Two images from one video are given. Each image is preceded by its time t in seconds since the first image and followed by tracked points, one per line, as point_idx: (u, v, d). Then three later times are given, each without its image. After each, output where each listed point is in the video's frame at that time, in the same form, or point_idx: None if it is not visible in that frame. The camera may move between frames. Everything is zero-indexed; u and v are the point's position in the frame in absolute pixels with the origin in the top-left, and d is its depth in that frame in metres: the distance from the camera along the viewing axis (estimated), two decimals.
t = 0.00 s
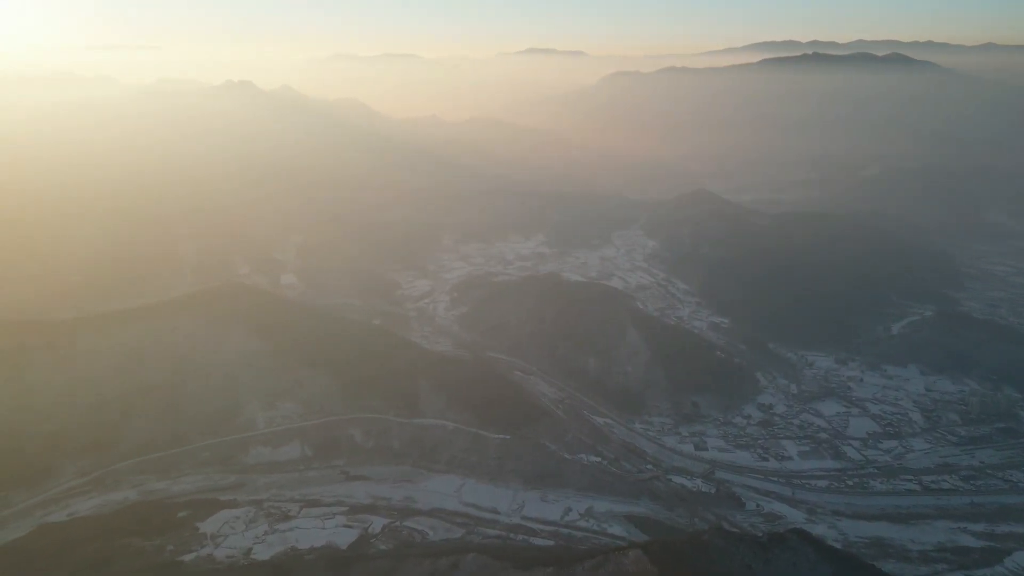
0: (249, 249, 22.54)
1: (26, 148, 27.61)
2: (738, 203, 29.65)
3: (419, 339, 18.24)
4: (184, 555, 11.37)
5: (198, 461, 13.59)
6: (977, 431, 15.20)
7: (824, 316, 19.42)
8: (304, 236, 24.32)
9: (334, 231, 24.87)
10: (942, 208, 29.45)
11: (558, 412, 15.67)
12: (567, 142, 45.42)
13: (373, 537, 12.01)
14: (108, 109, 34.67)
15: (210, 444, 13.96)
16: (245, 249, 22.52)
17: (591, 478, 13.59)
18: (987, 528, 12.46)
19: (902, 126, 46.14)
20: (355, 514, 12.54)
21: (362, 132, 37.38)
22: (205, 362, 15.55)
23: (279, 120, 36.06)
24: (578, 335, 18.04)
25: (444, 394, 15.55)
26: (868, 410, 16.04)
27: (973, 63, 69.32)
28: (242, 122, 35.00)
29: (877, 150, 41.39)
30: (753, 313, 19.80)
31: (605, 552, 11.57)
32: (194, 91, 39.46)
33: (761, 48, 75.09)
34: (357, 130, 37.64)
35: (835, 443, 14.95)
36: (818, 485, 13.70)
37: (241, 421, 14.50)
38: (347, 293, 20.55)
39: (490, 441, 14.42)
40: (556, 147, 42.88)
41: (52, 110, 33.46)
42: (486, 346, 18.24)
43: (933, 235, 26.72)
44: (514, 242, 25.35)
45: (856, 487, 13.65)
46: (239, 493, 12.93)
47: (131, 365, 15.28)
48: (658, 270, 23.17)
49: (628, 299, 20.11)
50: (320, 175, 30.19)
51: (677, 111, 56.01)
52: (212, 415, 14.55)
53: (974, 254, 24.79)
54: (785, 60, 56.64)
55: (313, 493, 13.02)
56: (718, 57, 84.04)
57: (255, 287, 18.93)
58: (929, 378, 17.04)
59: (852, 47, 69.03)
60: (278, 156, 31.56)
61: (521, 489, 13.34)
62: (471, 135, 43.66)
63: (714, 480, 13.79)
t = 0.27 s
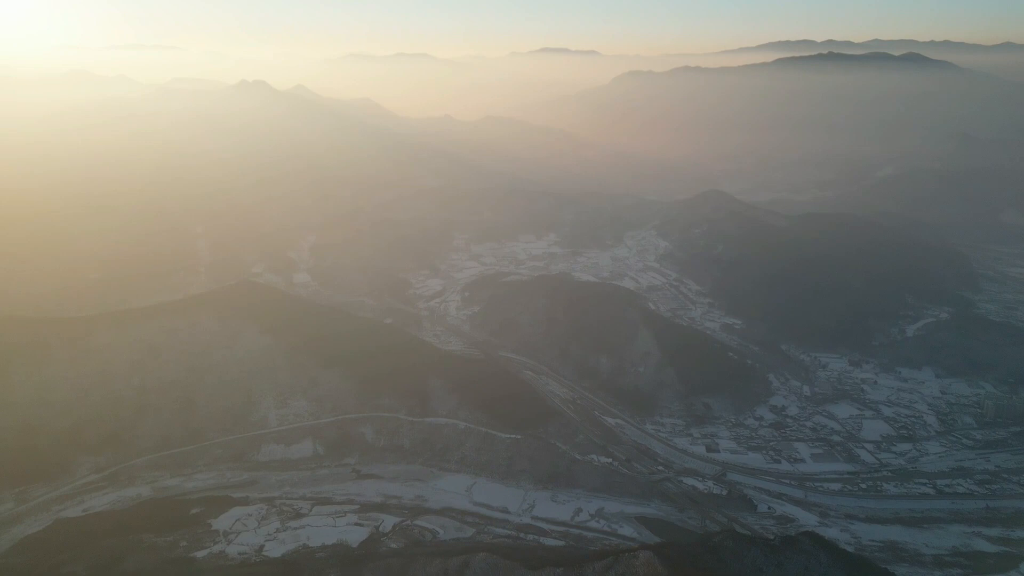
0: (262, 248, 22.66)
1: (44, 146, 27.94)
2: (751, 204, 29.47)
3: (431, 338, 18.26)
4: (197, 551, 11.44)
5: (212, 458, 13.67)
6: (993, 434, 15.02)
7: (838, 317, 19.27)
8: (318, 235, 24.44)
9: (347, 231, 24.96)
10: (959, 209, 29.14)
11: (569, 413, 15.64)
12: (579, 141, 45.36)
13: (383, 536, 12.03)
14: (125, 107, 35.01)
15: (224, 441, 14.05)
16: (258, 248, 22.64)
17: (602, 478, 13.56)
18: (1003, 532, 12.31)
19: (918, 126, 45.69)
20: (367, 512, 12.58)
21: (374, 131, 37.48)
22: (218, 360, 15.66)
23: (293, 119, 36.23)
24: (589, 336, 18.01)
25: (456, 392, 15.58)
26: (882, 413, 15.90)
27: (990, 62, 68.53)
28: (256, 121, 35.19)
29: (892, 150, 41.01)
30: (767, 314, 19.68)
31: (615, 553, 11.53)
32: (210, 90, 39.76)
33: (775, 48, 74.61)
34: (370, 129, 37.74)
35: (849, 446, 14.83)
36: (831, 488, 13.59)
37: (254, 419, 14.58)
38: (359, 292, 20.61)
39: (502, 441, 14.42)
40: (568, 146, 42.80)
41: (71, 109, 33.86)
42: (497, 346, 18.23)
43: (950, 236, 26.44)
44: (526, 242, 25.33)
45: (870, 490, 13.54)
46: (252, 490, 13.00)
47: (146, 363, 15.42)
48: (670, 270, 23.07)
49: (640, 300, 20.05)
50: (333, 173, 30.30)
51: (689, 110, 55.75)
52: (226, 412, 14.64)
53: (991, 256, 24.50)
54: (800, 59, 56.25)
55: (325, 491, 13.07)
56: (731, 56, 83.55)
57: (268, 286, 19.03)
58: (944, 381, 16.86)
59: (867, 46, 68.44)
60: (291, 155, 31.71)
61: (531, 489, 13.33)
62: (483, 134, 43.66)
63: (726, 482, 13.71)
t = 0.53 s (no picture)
0: (275, 247, 22.77)
1: (62, 145, 28.25)
2: (764, 204, 29.29)
3: (442, 338, 18.28)
4: (210, 548, 11.52)
5: (225, 455, 13.75)
6: (1010, 438, 14.84)
7: (852, 319, 19.11)
8: (330, 234, 24.55)
9: (359, 230, 25.04)
10: (975, 210, 28.83)
11: (580, 413, 15.61)
12: (591, 141, 45.27)
13: (394, 535, 12.05)
14: (141, 107, 35.32)
15: (237, 438, 14.13)
16: (271, 247, 22.76)
17: (613, 479, 13.52)
18: (1019, 537, 12.16)
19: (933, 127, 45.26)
20: (378, 511, 12.60)
21: (386, 131, 37.55)
22: (232, 359, 15.76)
23: (305, 119, 36.39)
24: (601, 336, 17.97)
25: (467, 392, 15.59)
26: (896, 416, 15.76)
27: (1007, 61, 67.75)
28: (270, 120, 35.38)
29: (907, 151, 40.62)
30: (780, 315, 19.55)
31: (626, 554, 11.49)
32: (225, 89, 40.03)
33: (787, 48, 74.17)
34: (382, 128, 37.83)
35: (862, 449, 14.71)
36: (844, 491, 13.49)
37: (267, 417, 14.65)
38: (371, 291, 20.67)
39: (512, 441, 14.41)
40: (580, 146, 42.72)
41: (86, 109, 34.16)
42: (509, 346, 18.22)
43: (966, 237, 26.16)
44: (537, 242, 25.30)
45: (883, 494, 13.42)
46: (264, 488, 13.06)
47: (160, 361, 15.53)
48: (682, 271, 22.97)
49: (652, 300, 19.98)
50: (345, 173, 30.41)
51: (701, 110, 55.49)
52: (238, 410, 14.72)
53: (1008, 258, 24.22)
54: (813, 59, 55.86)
55: (336, 489, 13.10)
56: (744, 55, 83.06)
57: (281, 285, 19.13)
58: (959, 384, 16.68)
59: (881, 46, 67.86)
60: (304, 154, 31.86)
61: (542, 489, 13.32)
62: (494, 133, 43.65)
63: (737, 484, 13.64)
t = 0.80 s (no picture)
0: (288, 246, 22.89)
1: (79, 144, 28.54)
2: (777, 204, 29.11)
3: (453, 337, 18.30)
4: (223, 545, 11.59)
5: (238, 452, 13.81)
6: None
7: (866, 321, 18.96)
8: (343, 233, 24.65)
9: (371, 229, 25.12)
10: (992, 211, 28.50)
11: (591, 413, 15.57)
12: (603, 140, 45.17)
13: (405, 533, 12.08)
14: (156, 106, 35.61)
15: (249, 436, 14.19)
16: (284, 246, 22.88)
17: (624, 480, 13.48)
18: None
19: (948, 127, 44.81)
20: (388, 509, 12.64)
21: (398, 130, 37.65)
22: (245, 357, 15.88)
23: (318, 119, 36.56)
24: (612, 336, 17.93)
25: (478, 392, 15.60)
26: (911, 418, 15.61)
27: None
28: (283, 120, 35.57)
29: (922, 152, 40.23)
30: (793, 316, 19.42)
31: (637, 556, 11.47)
32: (239, 89, 40.29)
33: (801, 48, 73.73)
34: (394, 128, 37.92)
35: (876, 452, 14.58)
36: (857, 494, 13.38)
37: (279, 415, 14.73)
38: (383, 290, 20.73)
39: (523, 441, 14.41)
40: (591, 145, 42.63)
41: (102, 108, 34.48)
42: (520, 345, 18.21)
43: (983, 239, 25.89)
44: (549, 242, 25.28)
45: (897, 497, 13.29)
46: (277, 485, 13.13)
47: (174, 359, 15.64)
48: (695, 271, 22.88)
49: (664, 301, 19.90)
50: (357, 172, 30.51)
51: (713, 110, 55.21)
52: (251, 408, 14.81)
53: None
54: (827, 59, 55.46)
55: (348, 488, 13.15)
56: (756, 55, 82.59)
57: (293, 283, 19.23)
58: (975, 387, 16.50)
59: (896, 45, 67.25)
60: (316, 154, 32.03)
61: (552, 489, 13.30)
62: (506, 133, 43.62)
63: (749, 487, 13.55)
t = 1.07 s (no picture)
0: (300, 245, 23.00)
1: (96, 144, 28.84)
2: (790, 205, 28.93)
3: (464, 337, 18.31)
4: (235, 542, 11.66)
5: (250, 450, 13.88)
6: None
7: (880, 323, 18.81)
8: (355, 232, 24.73)
9: (383, 228, 25.20)
10: (1009, 213, 28.17)
11: (602, 414, 15.52)
12: (615, 140, 45.07)
13: (416, 532, 12.10)
14: (171, 106, 35.90)
15: (261, 434, 14.26)
16: (296, 245, 22.98)
17: (635, 481, 13.44)
18: None
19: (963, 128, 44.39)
20: (400, 508, 12.66)
21: (410, 130, 37.74)
22: (258, 355, 15.98)
23: (331, 118, 36.70)
24: (623, 337, 17.88)
25: (489, 392, 15.59)
26: (925, 422, 15.46)
27: None
28: (295, 119, 35.75)
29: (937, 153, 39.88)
30: (806, 318, 19.30)
31: (648, 557, 11.43)
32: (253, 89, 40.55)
33: (814, 48, 73.25)
34: (405, 127, 38.01)
35: (889, 455, 14.46)
36: (870, 497, 13.27)
37: (291, 413, 14.79)
38: (395, 290, 20.78)
39: (534, 441, 14.40)
40: (603, 145, 42.54)
41: (118, 108, 34.80)
42: (530, 345, 18.20)
43: (1000, 240, 25.61)
44: (560, 242, 25.25)
45: (911, 501, 13.16)
46: (289, 483, 13.18)
47: (189, 356, 15.76)
48: (707, 272, 22.77)
49: (676, 302, 19.82)
50: (369, 172, 30.61)
51: (726, 109, 54.95)
52: (264, 406, 14.88)
53: None
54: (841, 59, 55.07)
55: (359, 486, 13.19)
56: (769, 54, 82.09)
57: (306, 282, 19.31)
58: (991, 390, 16.32)
59: (911, 45, 66.65)
60: (329, 153, 32.16)
61: (563, 490, 13.28)
62: (518, 132, 43.61)
63: (761, 489, 13.47)
